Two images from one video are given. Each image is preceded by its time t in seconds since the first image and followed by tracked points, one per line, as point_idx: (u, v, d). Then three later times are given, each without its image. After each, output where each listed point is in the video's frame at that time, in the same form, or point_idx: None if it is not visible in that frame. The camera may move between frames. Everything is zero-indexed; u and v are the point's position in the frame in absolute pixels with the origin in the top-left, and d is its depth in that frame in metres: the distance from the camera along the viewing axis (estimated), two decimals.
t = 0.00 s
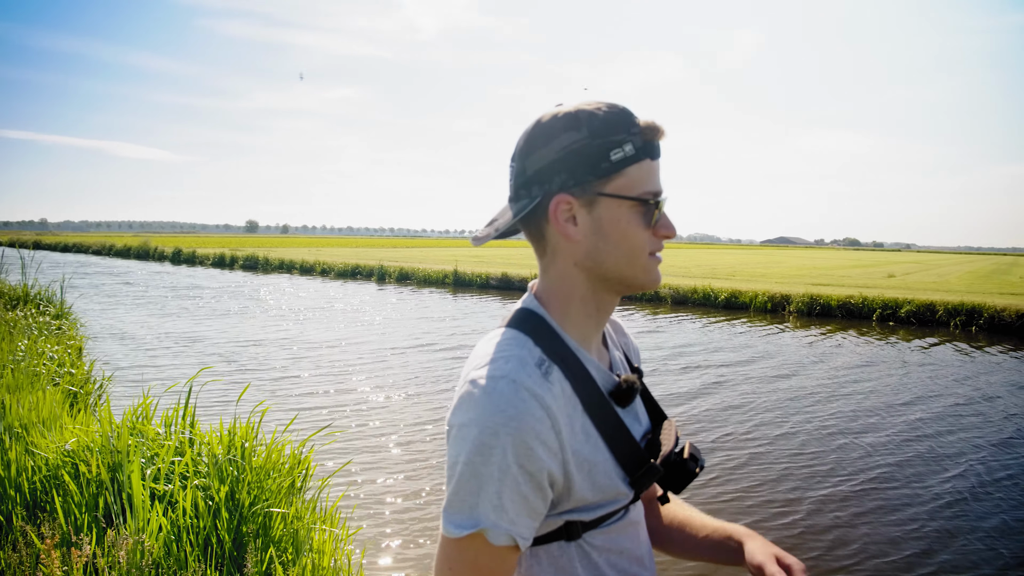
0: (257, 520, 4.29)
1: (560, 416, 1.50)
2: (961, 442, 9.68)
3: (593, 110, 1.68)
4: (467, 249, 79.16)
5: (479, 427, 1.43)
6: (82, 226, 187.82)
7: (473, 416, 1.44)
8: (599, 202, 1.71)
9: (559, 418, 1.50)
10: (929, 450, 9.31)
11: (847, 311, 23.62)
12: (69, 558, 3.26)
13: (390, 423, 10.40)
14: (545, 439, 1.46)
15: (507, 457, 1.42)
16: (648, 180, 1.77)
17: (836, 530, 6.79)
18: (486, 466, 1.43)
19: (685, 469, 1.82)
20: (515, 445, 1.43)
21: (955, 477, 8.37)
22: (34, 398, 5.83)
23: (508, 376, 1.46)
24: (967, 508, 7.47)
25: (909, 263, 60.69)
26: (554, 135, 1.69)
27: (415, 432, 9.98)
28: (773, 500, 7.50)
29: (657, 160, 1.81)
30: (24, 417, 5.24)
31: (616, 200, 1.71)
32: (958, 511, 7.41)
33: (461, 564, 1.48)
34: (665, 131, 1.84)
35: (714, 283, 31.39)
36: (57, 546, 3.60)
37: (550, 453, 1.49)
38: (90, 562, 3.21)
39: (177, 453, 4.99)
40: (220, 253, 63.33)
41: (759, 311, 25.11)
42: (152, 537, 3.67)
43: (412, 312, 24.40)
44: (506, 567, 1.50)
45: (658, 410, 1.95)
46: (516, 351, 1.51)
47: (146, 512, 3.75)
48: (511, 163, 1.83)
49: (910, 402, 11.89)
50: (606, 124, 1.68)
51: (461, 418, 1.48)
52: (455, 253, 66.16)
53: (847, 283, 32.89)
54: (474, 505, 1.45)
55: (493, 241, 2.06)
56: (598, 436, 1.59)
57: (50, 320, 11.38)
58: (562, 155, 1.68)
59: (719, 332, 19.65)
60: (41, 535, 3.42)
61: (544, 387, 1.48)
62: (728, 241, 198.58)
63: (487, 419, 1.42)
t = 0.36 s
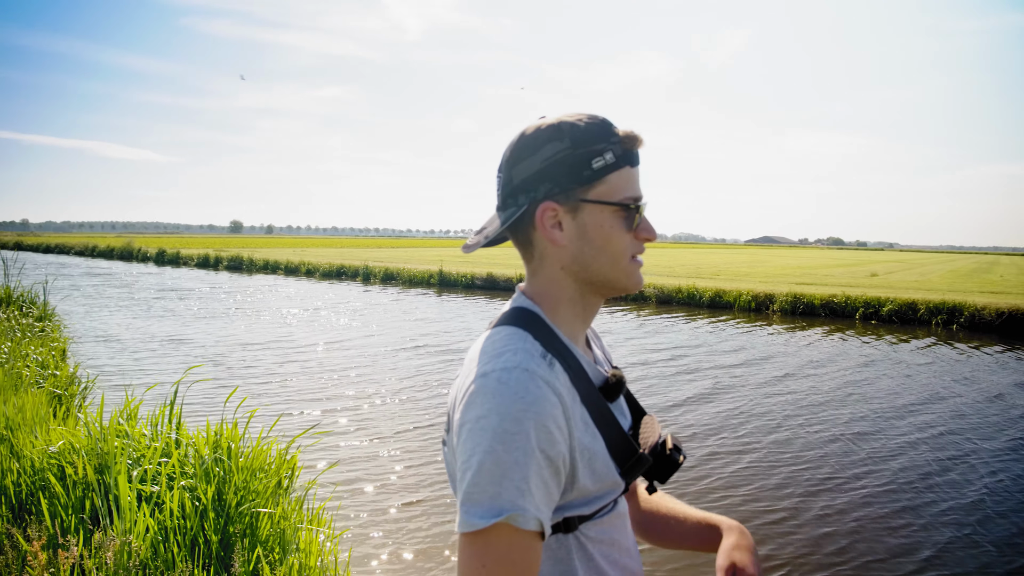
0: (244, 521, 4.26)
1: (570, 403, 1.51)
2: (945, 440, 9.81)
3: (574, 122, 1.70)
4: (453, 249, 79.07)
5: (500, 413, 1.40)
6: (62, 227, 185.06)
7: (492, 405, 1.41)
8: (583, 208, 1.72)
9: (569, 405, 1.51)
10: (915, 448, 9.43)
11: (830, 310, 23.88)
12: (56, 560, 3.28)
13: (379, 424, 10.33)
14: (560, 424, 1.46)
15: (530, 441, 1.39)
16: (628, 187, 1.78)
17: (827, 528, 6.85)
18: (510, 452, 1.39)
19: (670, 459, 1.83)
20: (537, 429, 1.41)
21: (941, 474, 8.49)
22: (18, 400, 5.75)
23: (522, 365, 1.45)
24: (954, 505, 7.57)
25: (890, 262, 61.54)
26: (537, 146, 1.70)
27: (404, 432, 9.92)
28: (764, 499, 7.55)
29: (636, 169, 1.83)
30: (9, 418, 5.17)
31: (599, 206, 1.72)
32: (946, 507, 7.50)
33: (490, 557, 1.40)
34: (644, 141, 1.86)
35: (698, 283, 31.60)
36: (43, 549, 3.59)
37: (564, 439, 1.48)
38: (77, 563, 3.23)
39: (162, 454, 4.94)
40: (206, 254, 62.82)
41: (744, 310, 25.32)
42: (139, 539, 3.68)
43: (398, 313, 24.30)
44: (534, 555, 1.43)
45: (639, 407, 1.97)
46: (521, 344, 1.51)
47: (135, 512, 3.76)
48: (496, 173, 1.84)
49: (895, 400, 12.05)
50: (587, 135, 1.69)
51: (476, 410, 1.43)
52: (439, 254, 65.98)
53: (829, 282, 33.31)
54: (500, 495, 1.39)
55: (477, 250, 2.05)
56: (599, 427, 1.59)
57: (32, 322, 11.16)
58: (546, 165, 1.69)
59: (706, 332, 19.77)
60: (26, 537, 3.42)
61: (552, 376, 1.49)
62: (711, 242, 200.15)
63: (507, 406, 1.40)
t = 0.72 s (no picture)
0: (229, 519, 4.22)
1: (561, 393, 1.52)
2: (925, 436, 9.99)
3: (564, 126, 1.71)
4: (435, 248, 78.81)
5: (495, 402, 1.40)
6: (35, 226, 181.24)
7: (486, 393, 1.41)
8: (573, 210, 1.73)
9: (560, 395, 1.52)
10: (896, 443, 9.58)
11: (810, 308, 24.19)
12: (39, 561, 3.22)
13: (366, 422, 10.26)
14: (552, 413, 1.47)
15: (524, 429, 1.40)
16: (616, 190, 1.79)
17: (815, 525, 6.93)
18: (506, 440, 1.39)
19: (653, 448, 1.86)
20: (531, 416, 1.41)
21: (922, 468, 8.65)
22: None
23: (514, 355, 1.46)
24: (936, 499, 7.71)
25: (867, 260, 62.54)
26: (529, 150, 1.71)
27: (390, 431, 9.87)
28: (752, 497, 7.63)
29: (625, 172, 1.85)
30: None
31: (588, 208, 1.73)
32: (929, 501, 7.64)
33: (487, 541, 1.40)
34: (630, 145, 1.87)
35: (679, 281, 31.84)
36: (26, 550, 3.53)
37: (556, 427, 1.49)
38: (61, 563, 3.18)
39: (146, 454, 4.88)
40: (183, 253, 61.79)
41: (725, 309, 25.55)
42: (125, 538, 3.63)
43: (380, 313, 24.18)
44: (529, 538, 1.43)
45: (621, 401, 1.99)
46: (511, 337, 1.52)
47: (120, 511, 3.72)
48: (489, 177, 1.84)
49: (874, 397, 12.26)
50: (577, 139, 1.70)
51: (470, 400, 1.44)
52: (420, 253, 65.73)
53: (809, 281, 33.78)
54: (497, 481, 1.39)
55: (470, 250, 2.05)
56: (587, 417, 1.60)
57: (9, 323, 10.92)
58: (538, 169, 1.70)
59: (689, 330, 19.91)
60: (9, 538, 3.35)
61: (544, 367, 1.50)
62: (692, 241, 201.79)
63: (502, 395, 1.40)
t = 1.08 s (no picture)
0: (205, 518, 4.17)
1: (543, 383, 1.53)
2: (894, 433, 10.24)
3: (555, 124, 1.72)
4: (406, 248, 78.23)
5: (477, 388, 1.41)
6: None
7: (469, 379, 1.42)
8: (560, 205, 1.74)
9: (541, 384, 1.53)
10: (867, 441, 9.80)
11: (781, 307, 24.61)
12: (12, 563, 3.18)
13: (343, 422, 10.17)
14: (533, 403, 1.48)
15: (505, 415, 1.41)
16: (604, 186, 1.81)
17: (792, 523, 7.06)
18: (487, 425, 1.40)
19: (631, 440, 1.89)
20: (512, 404, 1.42)
21: (892, 465, 8.87)
22: None
23: (495, 343, 1.48)
24: (907, 495, 7.92)
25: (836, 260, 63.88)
26: (519, 146, 1.72)
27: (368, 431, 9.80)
28: (729, 495, 7.74)
29: (613, 170, 1.87)
30: None
31: (575, 204, 1.74)
32: (900, 497, 7.84)
33: (466, 523, 1.40)
34: (617, 144, 1.89)
35: (652, 281, 32.13)
36: None
37: (537, 417, 1.50)
38: (35, 564, 3.15)
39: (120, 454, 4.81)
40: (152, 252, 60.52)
41: (698, 308, 25.87)
42: (100, 539, 3.59)
43: (354, 313, 23.97)
44: (508, 522, 1.43)
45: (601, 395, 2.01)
46: (494, 327, 1.53)
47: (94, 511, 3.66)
48: (479, 170, 1.85)
49: (845, 395, 12.54)
50: (566, 136, 1.72)
51: (452, 385, 1.44)
52: (393, 252, 65.18)
53: (780, 280, 34.35)
54: (477, 465, 1.39)
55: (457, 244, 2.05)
56: (567, 407, 1.61)
57: None
58: (527, 165, 1.71)
59: (663, 330, 20.11)
60: None
61: (525, 356, 1.51)
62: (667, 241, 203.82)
63: (483, 381, 1.41)
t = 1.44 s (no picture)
0: (182, 516, 4.10)
1: (526, 367, 1.54)
2: (869, 427, 10.45)
3: (538, 112, 1.74)
4: (383, 246, 77.75)
5: (461, 370, 1.41)
6: None
7: (452, 363, 1.43)
8: (543, 191, 1.74)
9: (525, 367, 1.54)
10: (842, 436, 9.99)
11: (757, 304, 24.97)
12: None
13: (322, 422, 10.08)
14: (517, 386, 1.49)
15: (489, 396, 1.41)
16: (588, 174, 1.82)
17: (774, 519, 7.15)
18: (471, 407, 1.40)
19: (613, 425, 1.89)
20: (496, 387, 1.43)
21: (868, 459, 9.04)
22: None
23: (479, 328, 1.49)
24: (883, 488, 8.07)
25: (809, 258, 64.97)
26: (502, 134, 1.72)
27: (347, 430, 9.72)
28: (709, 492, 7.82)
29: (596, 160, 1.87)
30: None
31: (558, 190, 1.75)
32: (877, 490, 7.99)
33: (453, 504, 1.39)
34: (601, 133, 1.91)
35: (629, 279, 32.37)
36: None
37: (521, 400, 1.51)
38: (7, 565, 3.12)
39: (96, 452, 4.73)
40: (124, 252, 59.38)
41: (674, 306, 26.11)
42: (75, 538, 3.56)
43: (330, 312, 23.76)
44: (494, 503, 1.42)
45: (583, 381, 2.02)
46: (478, 311, 1.54)
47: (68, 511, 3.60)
48: (463, 157, 1.86)
49: (819, 391, 12.75)
50: (549, 124, 1.73)
51: (436, 368, 1.45)
52: (370, 252, 64.62)
53: (755, 278, 34.79)
54: (462, 446, 1.39)
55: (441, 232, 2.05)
56: (551, 392, 1.61)
57: None
58: (510, 151, 1.72)
59: (641, 328, 20.25)
60: None
61: (509, 340, 1.52)
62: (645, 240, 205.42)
63: (467, 363, 1.42)
